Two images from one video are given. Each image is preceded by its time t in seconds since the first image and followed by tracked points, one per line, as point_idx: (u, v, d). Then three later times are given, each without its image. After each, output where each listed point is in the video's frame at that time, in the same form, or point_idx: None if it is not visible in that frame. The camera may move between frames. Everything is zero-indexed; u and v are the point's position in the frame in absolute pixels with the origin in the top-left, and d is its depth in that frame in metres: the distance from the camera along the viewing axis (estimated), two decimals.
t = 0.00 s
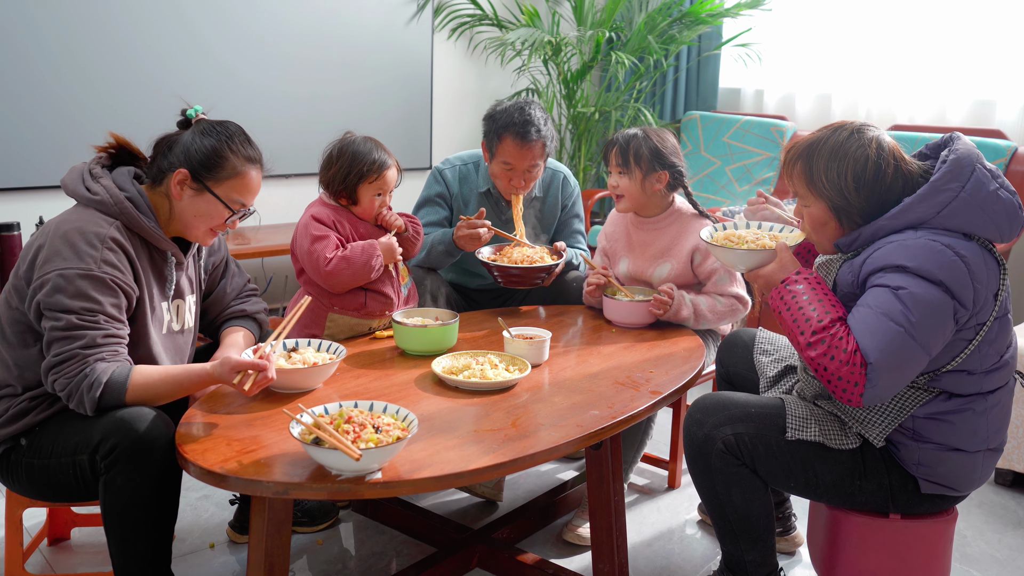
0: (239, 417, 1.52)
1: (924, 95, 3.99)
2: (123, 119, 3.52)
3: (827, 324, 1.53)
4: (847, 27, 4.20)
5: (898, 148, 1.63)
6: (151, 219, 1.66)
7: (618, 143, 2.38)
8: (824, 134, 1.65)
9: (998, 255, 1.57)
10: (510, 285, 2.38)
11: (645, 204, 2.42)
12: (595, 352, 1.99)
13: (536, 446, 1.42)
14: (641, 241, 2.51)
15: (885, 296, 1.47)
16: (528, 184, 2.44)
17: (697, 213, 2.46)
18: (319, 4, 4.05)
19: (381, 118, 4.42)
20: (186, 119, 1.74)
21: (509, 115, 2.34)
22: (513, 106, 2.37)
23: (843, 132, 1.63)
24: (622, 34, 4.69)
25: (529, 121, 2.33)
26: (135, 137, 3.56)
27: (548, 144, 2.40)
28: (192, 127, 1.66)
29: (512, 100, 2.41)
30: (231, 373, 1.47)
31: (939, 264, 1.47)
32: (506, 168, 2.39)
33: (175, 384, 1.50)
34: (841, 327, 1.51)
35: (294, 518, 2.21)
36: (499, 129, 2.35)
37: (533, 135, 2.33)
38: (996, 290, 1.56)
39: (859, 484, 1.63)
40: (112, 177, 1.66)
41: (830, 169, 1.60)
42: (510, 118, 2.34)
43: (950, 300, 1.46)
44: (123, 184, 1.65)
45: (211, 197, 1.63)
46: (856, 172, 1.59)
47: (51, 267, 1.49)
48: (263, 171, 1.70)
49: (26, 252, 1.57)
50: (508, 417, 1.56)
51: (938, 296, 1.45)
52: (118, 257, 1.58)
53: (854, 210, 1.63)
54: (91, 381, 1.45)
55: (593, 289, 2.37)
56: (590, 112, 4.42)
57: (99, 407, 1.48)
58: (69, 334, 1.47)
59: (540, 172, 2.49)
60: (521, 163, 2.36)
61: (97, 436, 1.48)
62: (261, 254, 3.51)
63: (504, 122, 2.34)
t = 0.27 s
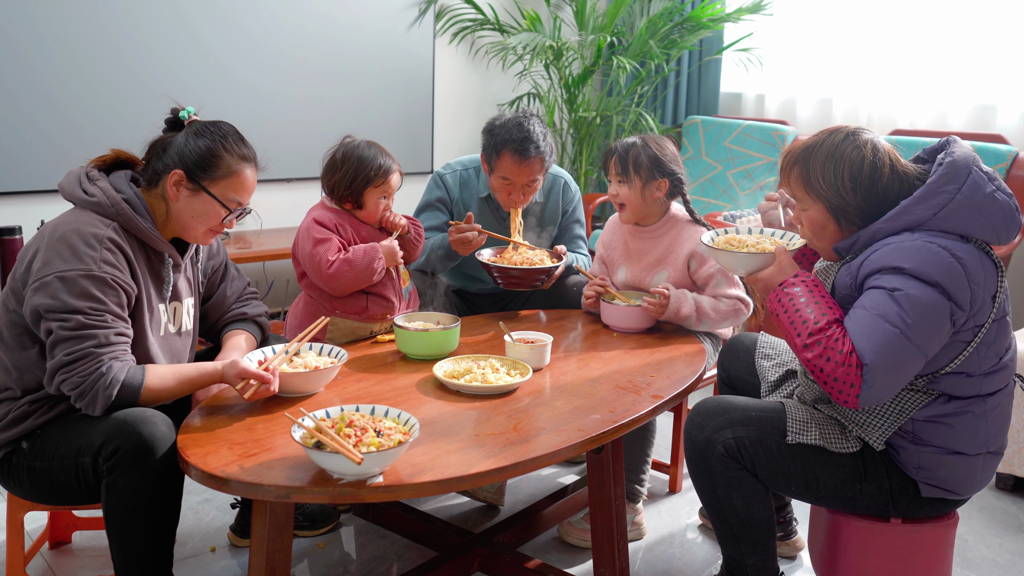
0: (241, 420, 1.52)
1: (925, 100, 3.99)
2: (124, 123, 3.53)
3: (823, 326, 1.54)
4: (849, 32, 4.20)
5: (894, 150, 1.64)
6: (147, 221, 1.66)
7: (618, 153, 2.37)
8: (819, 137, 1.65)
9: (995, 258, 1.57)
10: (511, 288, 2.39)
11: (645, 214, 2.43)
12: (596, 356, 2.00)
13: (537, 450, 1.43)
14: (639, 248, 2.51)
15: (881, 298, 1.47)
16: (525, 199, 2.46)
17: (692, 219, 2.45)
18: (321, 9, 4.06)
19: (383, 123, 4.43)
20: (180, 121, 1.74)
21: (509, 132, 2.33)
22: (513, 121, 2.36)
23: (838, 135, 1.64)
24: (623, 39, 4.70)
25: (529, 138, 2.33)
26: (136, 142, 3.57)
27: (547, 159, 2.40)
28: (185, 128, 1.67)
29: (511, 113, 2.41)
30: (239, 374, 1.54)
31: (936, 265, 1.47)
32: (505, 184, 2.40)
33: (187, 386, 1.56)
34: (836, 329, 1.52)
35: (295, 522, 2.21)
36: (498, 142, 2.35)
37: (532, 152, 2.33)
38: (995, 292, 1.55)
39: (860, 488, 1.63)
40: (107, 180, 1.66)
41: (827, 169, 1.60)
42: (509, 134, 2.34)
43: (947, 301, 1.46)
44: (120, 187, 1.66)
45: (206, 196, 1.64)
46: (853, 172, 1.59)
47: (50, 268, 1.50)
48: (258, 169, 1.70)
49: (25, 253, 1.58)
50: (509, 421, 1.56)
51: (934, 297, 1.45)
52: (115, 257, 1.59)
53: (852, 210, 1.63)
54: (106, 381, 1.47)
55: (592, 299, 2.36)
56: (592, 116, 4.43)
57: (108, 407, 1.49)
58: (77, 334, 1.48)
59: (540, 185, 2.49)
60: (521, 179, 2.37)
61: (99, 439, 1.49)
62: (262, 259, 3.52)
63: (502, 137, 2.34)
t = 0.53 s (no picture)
0: (243, 421, 1.52)
1: (928, 100, 3.98)
2: (126, 124, 3.54)
3: (823, 332, 1.54)
4: (851, 33, 4.20)
5: (901, 147, 1.64)
6: (157, 225, 1.68)
7: (621, 155, 2.39)
8: (827, 129, 1.67)
9: (995, 258, 1.57)
10: (513, 288, 2.39)
11: (648, 214, 2.43)
12: (598, 357, 2.00)
13: (538, 450, 1.43)
14: (642, 249, 2.51)
15: (879, 301, 1.47)
16: (527, 203, 2.47)
17: (698, 214, 2.45)
18: (323, 10, 4.07)
19: (385, 124, 4.43)
20: (190, 126, 1.76)
21: (510, 135, 2.33)
22: (514, 124, 2.37)
23: (846, 127, 1.65)
24: (625, 40, 4.70)
25: (531, 141, 2.33)
26: (138, 143, 3.58)
27: (549, 164, 2.41)
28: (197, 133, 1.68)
29: (512, 118, 2.42)
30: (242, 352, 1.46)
31: (935, 266, 1.47)
32: (507, 188, 2.41)
33: (186, 376, 1.48)
34: (836, 334, 1.52)
35: (297, 522, 2.22)
36: (500, 145, 2.35)
37: (534, 155, 2.33)
38: (995, 292, 1.55)
39: (862, 488, 1.63)
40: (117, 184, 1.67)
41: (831, 160, 1.62)
42: (511, 137, 2.34)
43: (946, 302, 1.46)
44: (130, 191, 1.67)
45: (217, 202, 1.65)
46: (856, 164, 1.60)
47: (60, 270, 1.50)
48: (268, 175, 1.72)
49: (33, 254, 1.58)
50: (510, 422, 1.56)
51: (933, 298, 1.45)
52: (124, 261, 1.59)
53: (854, 202, 1.63)
54: (105, 380, 1.46)
55: (596, 298, 2.35)
56: (594, 117, 4.44)
57: (111, 407, 1.49)
58: (78, 334, 1.47)
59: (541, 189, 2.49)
60: (522, 182, 2.38)
61: (103, 439, 1.49)
62: (264, 259, 3.53)
63: (504, 141, 2.34)
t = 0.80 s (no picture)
0: (244, 418, 1.52)
1: (930, 99, 3.98)
2: (127, 121, 3.54)
3: (822, 334, 1.53)
4: (853, 32, 4.19)
5: (903, 145, 1.63)
6: (173, 230, 1.68)
7: (626, 151, 2.39)
8: (829, 125, 1.66)
9: (993, 256, 1.57)
10: (514, 285, 2.39)
11: (653, 211, 2.43)
12: (599, 355, 1.99)
13: (539, 448, 1.43)
14: (644, 248, 2.51)
15: (877, 301, 1.47)
16: (528, 202, 2.46)
17: (701, 215, 2.45)
18: (324, 8, 4.07)
19: (386, 121, 4.43)
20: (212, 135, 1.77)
21: (511, 133, 2.33)
22: (515, 123, 2.36)
23: (848, 123, 1.64)
24: (627, 38, 4.69)
25: (531, 139, 2.33)
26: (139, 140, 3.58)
27: (549, 161, 2.40)
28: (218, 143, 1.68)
29: (513, 116, 2.41)
30: (250, 320, 1.51)
31: (933, 265, 1.47)
32: (507, 186, 2.40)
33: (187, 358, 1.47)
34: (836, 335, 1.52)
35: (298, 520, 2.22)
36: (500, 143, 2.35)
37: (534, 153, 2.33)
38: (993, 290, 1.55)
39: (862, 486, 1.63)
40: (134, 186, 1.67)
41: (831, 156, 1.62)
42: (512, 134, 2.33)
43: (945, 301, 1.46)
44: (147, 194, 1.66)
45: (234, 211, 1.64)
46: (856, 160, 1.59)
47: (75, 271, 1.50)
48: (287, 186, 1.72)
49: (47, 255, 1.58)
50: (511, 419, 1.56)
51: (932, 298, 1.45)
52: (137, 264, 1.59)
53: (851, 199, 1.63)
54: (101, 372, 1.44)
55: (596, 296, 2.35)
56: (595, 115, 4.44)
57: (114, 404, 1.48)
58: (82, 330, 1.46)
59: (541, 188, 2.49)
60: (523, 180, 2.38)
61: (105, 436, 1.49)
62: (265, 257, 3.53)
63: (504, 137, 2.34)
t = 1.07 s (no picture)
0: (246, 417, 1.52)
1: (930, 99, 3.98)
2: (128, 121, 3.54)
3: (822, 336, 1.54)
4: (853, 32, 4.19)
5: (902, 144, 1.63)
6: (188, 237, 1.66)
7: (632, 146, 2.39)
8: (828, 124, 1.66)
9: (991, 254, 1.57)
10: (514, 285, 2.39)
11: (657, 209, 2.43)
12: (599, 355, 1.99)
13: (539, 448, 1.43)
14: (644, 249, 2.51)
15: (875, 304, 1.47)
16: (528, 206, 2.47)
17: (700, 215, 2.46)
18: (325, 7, 4.07)
19: (387, 121, 4.43)
20: (230, 146, 1.79)
21: (512, 141, 2.33)
22: (516, 129, 2.36)
23: (848, 122, 1.64)
24: (627, 38, 4.69)
25: (532, 147, 2.32)
26: (140, 140, 3.58)
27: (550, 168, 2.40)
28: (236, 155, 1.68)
29: (513, 121, 2.41)
30: (255, 342, 1.50)
31: (931, 264, 1.47)
32: (508, 192, 2.41)
33: (191, 372, 1.48)
34: (836, 338, 1.52)
35: (299, 519, 2.22)
36: (501, 150, 2.34)
37: (536, 162, 2.33)
38: (992, 289, 1.55)
39: (862, 485, 1.63)
40: (149, 192, 1.66)
41: (830, 154, 1.62)
42: (513, 142, 2.33)
43: (943, 301, 1.46)
44: (162, 200, 1.65)
45: (251, 224, 1.65)
46: (855, 158, 1.59)
47: (89, 272, 1.49)
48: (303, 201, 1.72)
49: (60, 256, 1.57)
50: (512, 419, 1.56)
51: (930, 298, 1.45)
52: (151, 270, 1.58)
53: (850, 196, 1.63)
54: (106, 377, 1.43)
55: (596, 296, 2.35)
56: (596, 115, 4.44)
57: (114, 408, 1.47)
58: (88, 332, 1.45)
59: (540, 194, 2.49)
60: (524, 188, 2.38)
61: (105, 436, 1.49)
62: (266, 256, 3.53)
63: (505, 144, 2.34)
